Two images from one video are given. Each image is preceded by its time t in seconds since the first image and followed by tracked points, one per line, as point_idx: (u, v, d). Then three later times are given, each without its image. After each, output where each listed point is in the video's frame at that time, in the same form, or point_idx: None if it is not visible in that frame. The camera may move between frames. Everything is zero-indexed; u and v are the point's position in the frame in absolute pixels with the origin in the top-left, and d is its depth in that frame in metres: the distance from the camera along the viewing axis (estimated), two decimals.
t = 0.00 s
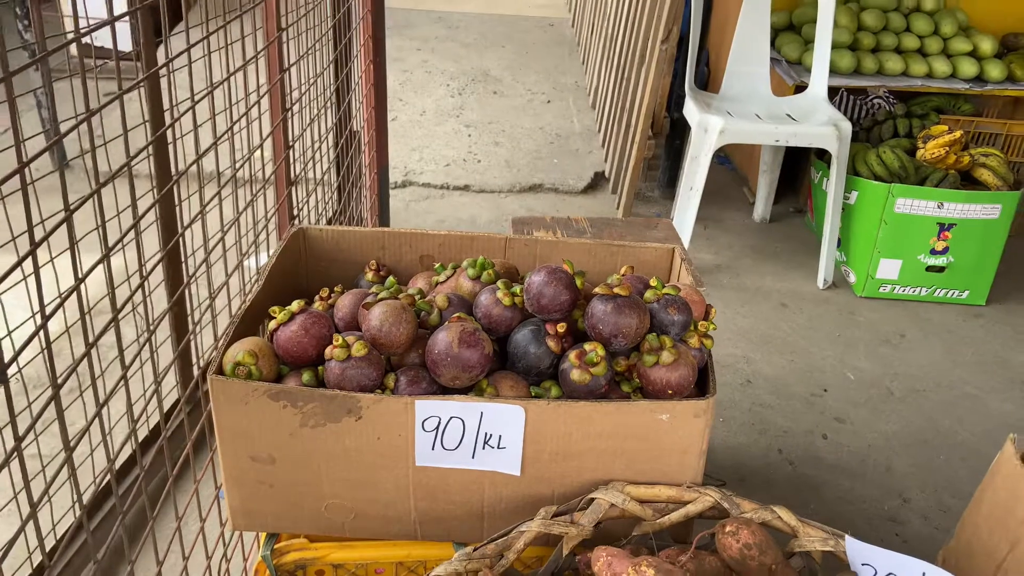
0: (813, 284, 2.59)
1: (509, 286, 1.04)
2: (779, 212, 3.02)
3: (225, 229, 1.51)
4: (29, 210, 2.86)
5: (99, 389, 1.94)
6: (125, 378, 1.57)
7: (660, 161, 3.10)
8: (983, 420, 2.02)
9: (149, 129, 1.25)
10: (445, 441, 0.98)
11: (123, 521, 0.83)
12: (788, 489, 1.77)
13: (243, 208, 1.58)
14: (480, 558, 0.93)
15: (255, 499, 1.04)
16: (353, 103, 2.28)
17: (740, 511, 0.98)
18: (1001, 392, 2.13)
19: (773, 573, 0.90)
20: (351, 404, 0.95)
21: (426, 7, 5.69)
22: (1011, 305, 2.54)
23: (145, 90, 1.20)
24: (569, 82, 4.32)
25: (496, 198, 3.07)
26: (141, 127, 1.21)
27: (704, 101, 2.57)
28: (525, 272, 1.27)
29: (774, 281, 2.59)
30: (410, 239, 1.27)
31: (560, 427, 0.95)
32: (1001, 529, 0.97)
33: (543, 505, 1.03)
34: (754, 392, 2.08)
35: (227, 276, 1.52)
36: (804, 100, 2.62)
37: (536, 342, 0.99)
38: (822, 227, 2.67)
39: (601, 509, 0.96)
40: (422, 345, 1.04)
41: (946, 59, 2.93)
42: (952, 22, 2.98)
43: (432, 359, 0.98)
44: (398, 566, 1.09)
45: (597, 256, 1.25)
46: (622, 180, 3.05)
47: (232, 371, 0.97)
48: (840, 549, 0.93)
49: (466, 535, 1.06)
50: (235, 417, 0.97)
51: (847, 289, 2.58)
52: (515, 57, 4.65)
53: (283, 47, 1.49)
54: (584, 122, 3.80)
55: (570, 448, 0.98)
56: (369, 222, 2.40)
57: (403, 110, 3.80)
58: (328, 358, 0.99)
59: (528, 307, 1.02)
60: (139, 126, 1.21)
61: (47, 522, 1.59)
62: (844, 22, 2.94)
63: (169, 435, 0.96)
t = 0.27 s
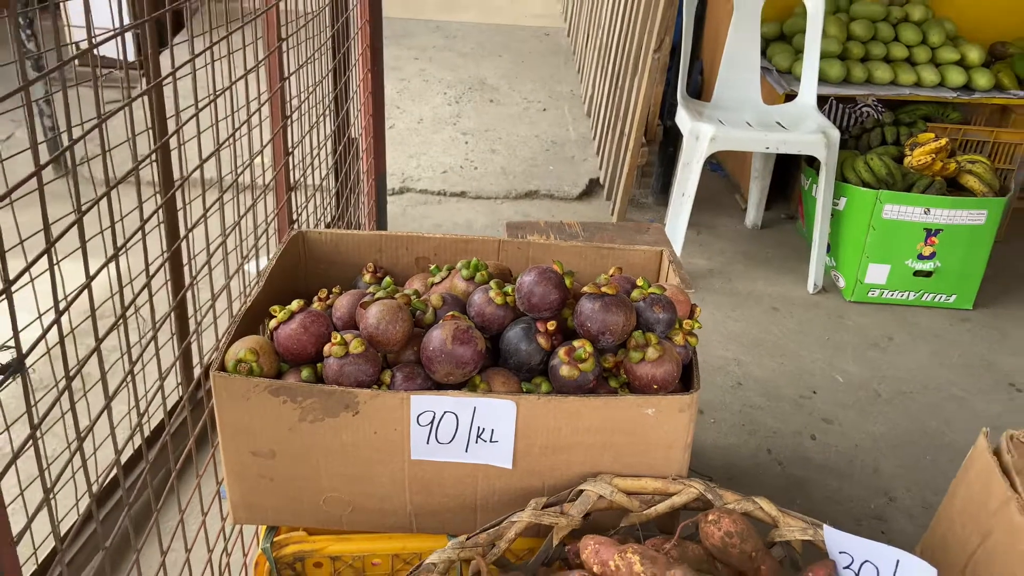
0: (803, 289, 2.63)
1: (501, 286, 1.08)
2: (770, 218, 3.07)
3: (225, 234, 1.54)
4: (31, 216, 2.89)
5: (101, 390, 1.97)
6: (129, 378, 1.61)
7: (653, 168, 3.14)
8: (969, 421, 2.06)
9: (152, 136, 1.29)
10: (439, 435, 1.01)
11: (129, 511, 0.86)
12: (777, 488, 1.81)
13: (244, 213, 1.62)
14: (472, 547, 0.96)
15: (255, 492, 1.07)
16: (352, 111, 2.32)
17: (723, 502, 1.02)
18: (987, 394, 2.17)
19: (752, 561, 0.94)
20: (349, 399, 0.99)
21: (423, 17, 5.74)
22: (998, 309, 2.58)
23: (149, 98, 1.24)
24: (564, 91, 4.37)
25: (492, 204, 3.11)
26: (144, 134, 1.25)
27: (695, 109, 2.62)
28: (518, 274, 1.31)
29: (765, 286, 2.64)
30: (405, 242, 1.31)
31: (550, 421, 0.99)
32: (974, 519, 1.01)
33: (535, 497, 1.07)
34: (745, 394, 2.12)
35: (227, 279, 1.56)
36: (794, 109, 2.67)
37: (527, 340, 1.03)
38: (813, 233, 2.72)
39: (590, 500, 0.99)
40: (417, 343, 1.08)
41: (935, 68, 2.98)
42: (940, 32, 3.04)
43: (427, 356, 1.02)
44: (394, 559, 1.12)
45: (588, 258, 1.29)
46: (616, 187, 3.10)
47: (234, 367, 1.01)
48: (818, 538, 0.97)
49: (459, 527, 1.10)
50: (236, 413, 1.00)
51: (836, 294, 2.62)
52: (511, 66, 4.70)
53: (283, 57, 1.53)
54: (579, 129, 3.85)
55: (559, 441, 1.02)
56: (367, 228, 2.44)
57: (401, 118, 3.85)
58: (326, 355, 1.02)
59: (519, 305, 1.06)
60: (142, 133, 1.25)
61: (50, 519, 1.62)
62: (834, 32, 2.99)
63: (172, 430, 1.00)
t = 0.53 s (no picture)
0: (794, 295, 2.68)
1: (493, 286, 1.12)
2: (762, 225, 3.11)
3: (225, 239, 1.58)
4: (31, 223, 2.93)
5: (101, 392, 2.00)
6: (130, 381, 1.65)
7: (647, 176, 3.19)
8: (955, 424, 2.10)
9: (153, 144, 1.33)
10: (433, 430, 1.05)
11: (133, 502, 0.89)
12: (766, 488, 1.85)
13: (243, 219, 1.66)
14: (465, 536, 1.00)
15: (254, 487, 1.10)
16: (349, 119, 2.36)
17: (707, 494, 1.06)
18: (973, 398, 2.22)
19: (734, 549, 0.98)
20: (346, 395, 1.02)
21: (420, 27, 5.80)
22: (985, 315, 2.63)
23: (150, 106, 1.28)
24: (559, 100, 4.42)
25: (488, 212, 3.15)
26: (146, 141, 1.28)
27: (687, 118, 2.66)
28: (510, 275, 1.35)
29: (757, 292, 2.68)
30: (401, 246, 1.35)
31: (540, 415, 1.03)
32: (949, 511, 1.04)
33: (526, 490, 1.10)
34: (735, 398, 2.15)
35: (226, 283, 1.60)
36: (784, 118, 2.72)
37: (518, 337, 1.07)
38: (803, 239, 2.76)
39: (579, 492, 1.03)
40: (412, 341, 1.12)
41: (923, 78, 3.03)
42: (928, 43, 3.08)
43: (421, 353, 1.05)
44: (389, 552, 1.15)
45: (578, 261, 1.33)
46: (610, 195, 3.14)
47: (235, 365, 1.04)
48: (798, 528, 1.00)
49: (453, 520, 1.13)
50: (237, 408, 1.03)
51: (826, 300, 2.67)
52: (506, 76, 4.75)
53: (282, 66, 1.57)
54: (574, 138, 3.90)
55: (550, 436, 1.05)
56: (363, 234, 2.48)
57: (397, 127, 3.89)
58: (324, 352, 1.06)
59: (511, 305, 1.10)
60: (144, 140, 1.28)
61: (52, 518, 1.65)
62: (823, 43, 3.04)
63: (174, 426, 1.03)
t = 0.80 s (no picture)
0: (785, 304, 2.72)
1: (487, 292, 1.16)
2: (753, 236, 3.16)
3: (225, 248, 1.61)
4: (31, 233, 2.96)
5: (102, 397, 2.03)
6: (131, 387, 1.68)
7: (640, 188, 3.24)
8: (941, 430, 2.14)
9: (155, 156, 1.37)
10: (428, 430, 1.08)
11: (139, 498, 0.92)
12: (755, 493, 1.88)
13: (242, 228, 1.69)
14: (459, 532, 1.03)
15: (254, 487, 1.13)
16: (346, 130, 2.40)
17: (694, 492, 1.09)
18: (960, 405, 2.25)
19: (719, 545, 1.01)
20: (344, 396, 1.05)
21: (416, 40, 5.87)
22: (971, 324, 2.67)
23: (154, 119, 1.32)
24: (554, 112, 4.48)
25: (483, 222, 3.20)
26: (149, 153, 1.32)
27: (679, 130, 2.71)
28: (504, 282, 1.39)
29: (748, 301, 2.72)
30: (398, 254, 1.38)
31: (532, 416, 1.06)
32: (926, 509, 1.08)
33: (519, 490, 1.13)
34: (726, 404, 2.19)
35: (225, 291, 1.63)
36: (774, 131, 2.77)
37: (511, 341, 1.11)
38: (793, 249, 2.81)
39: (569, 491, 1.06)
40: (408, 344, 1.16)
41: (910, 91, 3.09)
42: (915, 57, 3.14)
43: (417, 355, 1.09)
44: (385, 551, 1.17)
45: (569, 268, 1.37)
46: (603, 206, 3.19)
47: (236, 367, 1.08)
48: (781, 525, 1.04)
49: (448, 519, 1.16)
50: (238, 409, 1.06)
51: (816, 309, 2.71)
52: (502, 89, 4.81)
53: (282, 79, 1.62)
54: (568, 150, 3.95)
55: (541, 436, 1.09)
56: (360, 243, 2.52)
57: (394, 139, 3.94)
58: (323, 355, 1.09)
59: (504, 309, 1.14)
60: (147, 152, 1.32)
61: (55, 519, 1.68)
62: (813, 57, 3.10)
63: (177, 427, 1.06)
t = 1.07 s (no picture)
0: (776, 312, 2.75)
1: (482, 296, 1.20)
2: (745, 244, 3.20)
3: (225, 255, 1.64)
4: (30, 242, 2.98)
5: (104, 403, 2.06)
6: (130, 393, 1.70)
7: (634, 197, 3.27)
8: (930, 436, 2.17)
9: (157, 165, 1.40)
10: (425, 431, 1.10)
11: (143, 497, 0.94)
12: (747, 497, 1.91)
13: (243, 236, 1.72)
14: (454, 531, 1.05)
15: (253, 488, 1.16)
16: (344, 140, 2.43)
17: (683, 492, 1.12)
18: (948, 411, 2.29)
19: (708, 543, 1.04)
20: (343, 398, 1.08)
21: (413, 51, 5.92)
22: (960, 332, 2.71)
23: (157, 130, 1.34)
24: (549, 123, 4.53)
25: (479, 231, 3.23)
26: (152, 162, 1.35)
27: (672, 141, 2.75)
28: (499, 288, 1.42)
29: (740, 308, 2.75)
30: (395, 260, 1.42)
31: (526, 418, 1.09)
32: (909, 509, 1.11)
33: (513, 490, 1.16)
34: (718, 410, 2.22)
35: (225, 298, 1.66)
36: (765, 141, 2.81)
37: (506, 344, 1.14)
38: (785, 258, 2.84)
39: (562, 490, 1.09)
40: (405, 348, 1.19)
41: (900, 103, 3.14)
42: (905, 69, 3.19)
43: (414, 358, 1.12)
44: (382, 551, 1.20)
45: (563, 274, 1.40)
46: (598, 215, 3.23)
47: (238, 370, 1.10)
48: (768, 523, 1.07)
49: (443, 519, 1.18)
50: (239, 411, 1.09)
51: (807, 316, 2.74)
52: (498, 99, 4.86)
53: (282, 90, 1.65)
54: (563, 160, 3.99)
55: (535, 437, 1.11)
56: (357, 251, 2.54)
57: (390, 148, 3.97)
58: (322, 358, 1.12)
59: (499, 314, 1.17)
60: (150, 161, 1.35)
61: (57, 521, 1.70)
62: (803, 69, 3.15)
63: (179, 428, 1.08)
